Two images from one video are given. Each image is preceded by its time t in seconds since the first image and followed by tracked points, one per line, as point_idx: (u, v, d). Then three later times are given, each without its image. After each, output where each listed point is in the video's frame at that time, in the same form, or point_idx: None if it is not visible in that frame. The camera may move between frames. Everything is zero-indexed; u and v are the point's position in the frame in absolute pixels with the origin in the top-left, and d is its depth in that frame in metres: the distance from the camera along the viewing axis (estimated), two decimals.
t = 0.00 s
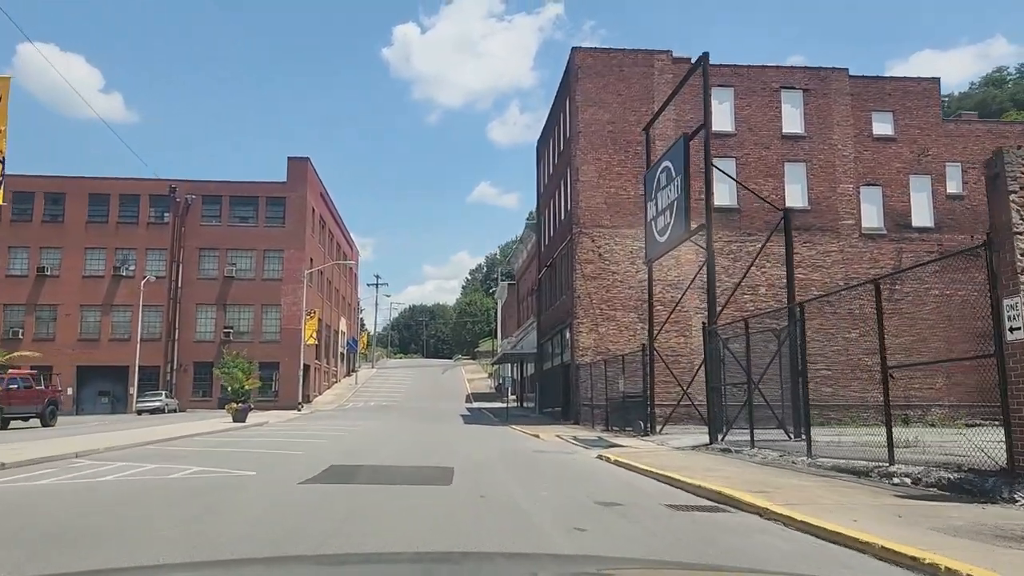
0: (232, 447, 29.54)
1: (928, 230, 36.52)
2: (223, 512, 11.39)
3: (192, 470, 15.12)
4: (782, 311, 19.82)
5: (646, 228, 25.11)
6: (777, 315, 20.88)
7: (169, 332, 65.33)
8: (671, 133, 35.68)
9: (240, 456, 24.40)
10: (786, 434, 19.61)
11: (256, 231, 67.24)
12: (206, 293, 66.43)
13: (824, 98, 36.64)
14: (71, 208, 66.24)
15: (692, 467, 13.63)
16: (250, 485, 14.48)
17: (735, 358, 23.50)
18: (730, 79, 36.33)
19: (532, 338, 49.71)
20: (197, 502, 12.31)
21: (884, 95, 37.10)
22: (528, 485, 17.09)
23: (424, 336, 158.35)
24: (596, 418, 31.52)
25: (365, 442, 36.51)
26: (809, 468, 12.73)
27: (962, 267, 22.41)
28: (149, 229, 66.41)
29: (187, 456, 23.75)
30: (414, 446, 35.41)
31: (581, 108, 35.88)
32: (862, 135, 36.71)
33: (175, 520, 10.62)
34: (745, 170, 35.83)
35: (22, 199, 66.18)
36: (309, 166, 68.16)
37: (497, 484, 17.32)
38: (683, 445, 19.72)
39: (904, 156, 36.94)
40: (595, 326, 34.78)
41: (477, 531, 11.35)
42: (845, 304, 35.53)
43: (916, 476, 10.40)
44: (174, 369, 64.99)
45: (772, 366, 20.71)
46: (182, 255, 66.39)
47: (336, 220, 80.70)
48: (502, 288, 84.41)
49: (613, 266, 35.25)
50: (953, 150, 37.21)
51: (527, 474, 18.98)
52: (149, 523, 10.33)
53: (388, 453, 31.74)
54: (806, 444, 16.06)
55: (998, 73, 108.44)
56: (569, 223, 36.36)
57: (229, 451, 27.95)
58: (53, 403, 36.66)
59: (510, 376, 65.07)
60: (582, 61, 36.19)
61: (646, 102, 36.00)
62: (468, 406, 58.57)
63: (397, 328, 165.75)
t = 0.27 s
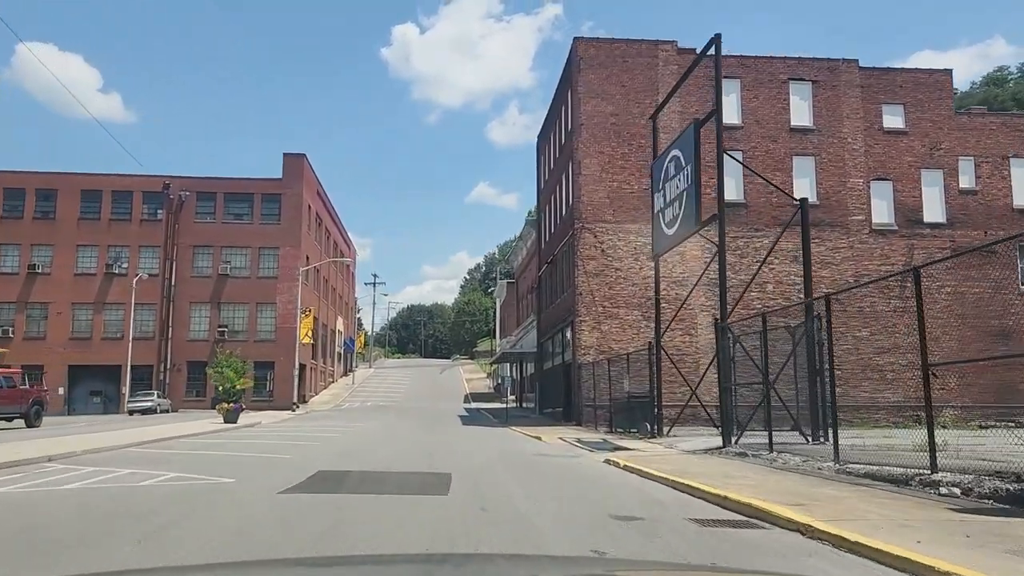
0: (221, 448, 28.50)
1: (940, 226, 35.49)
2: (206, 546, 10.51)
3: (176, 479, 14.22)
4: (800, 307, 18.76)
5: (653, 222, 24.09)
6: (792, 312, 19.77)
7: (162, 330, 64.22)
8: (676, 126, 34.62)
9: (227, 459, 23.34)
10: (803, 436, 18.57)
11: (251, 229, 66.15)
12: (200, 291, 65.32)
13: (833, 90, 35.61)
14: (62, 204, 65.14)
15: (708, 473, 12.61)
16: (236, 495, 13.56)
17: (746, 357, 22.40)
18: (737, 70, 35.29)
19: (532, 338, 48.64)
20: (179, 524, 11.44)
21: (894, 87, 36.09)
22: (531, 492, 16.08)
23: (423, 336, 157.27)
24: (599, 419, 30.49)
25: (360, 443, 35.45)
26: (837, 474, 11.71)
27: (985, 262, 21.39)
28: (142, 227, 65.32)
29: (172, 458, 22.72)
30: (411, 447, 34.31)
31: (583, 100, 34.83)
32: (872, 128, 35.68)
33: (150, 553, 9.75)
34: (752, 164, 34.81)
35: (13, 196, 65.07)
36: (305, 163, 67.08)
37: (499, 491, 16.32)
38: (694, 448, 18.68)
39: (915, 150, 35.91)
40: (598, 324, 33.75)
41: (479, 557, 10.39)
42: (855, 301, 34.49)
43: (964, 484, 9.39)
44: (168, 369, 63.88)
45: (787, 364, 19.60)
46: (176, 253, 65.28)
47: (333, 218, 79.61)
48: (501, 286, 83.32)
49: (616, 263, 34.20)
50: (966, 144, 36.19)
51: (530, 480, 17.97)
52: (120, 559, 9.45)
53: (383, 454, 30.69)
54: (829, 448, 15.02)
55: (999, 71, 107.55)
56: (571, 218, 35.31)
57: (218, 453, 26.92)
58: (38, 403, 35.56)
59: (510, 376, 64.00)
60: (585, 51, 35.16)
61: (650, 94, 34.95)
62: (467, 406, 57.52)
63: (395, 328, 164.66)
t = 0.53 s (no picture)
0: (211, 449, 27.48)
1: (953, 222, 34.48)
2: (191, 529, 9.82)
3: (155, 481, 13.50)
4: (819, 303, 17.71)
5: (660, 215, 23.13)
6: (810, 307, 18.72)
7: (156, 329, 63.16)
8: (682, 118, 33.61)
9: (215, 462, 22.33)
10: (822, 439, 17.53)
11: (247, 226, 65.09)
12: (194, 289, 64.26)
13: (843, 81, 34.60)
14: (55, 200, 64.08)
15: (729, 478, 11.60)
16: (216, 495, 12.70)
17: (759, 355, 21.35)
18: (744, 60, 34.27)
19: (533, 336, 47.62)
20: (161, 514, 10.67)
21: (906, 79, 35.09)
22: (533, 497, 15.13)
23: (422, 335, 156.21)
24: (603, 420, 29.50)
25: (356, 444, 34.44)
26: (873, 482, 10.73)
27: (1009, 255, 20.40)
28: (136, 223, 64.27)
29: (157, 461, 21.71)
30: (408, 448, 33.27)
31: (586, 91, 33.84)
32: (884, 121, 34.66)
33: (137, 537, 9.05)
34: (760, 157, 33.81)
35: (4, 192, 63.99)
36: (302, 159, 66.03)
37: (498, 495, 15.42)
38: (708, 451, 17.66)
39: (927, 143, 34.90)
40: (601, 320, 32.75)
41: (476, 551, 9.50)
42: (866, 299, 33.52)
43: None
44: (162, 368, 62.82)
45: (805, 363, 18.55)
46: (170, 251, 64.22)
47: (331, 215, 78.55)
48: (500, 285, 81.99)
49: (620, 258, 33.19)
50: (979, 137, 35.18)
51: (530, 484, 17.00)
52: (103, 543, 8.74)
53: (379, 455, 29.68)
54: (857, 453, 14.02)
55: (1001, 70, 106.62)
56: (573, 212, 34.29)
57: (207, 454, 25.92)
58: (24, 402, 34.50)
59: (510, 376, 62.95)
60: (587, 41, 34.16)
61: (655, 85, 33.94)
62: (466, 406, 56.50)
63: (393, 327, 163.60)
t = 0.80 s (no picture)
0: (200, 451, 26.47)
1: (968, 217, 33.43)
2: (164, 534, 8.95)
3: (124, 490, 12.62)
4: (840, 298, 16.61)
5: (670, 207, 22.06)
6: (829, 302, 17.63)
7: (150, 327, 62.08)
8: (688, 109, 32.56)
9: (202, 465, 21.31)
10: (844, 442, 16.44)
11: (242, 223, 64.01)
12: (189, 287, 63.20)
13: (854, 72, 33.54)
14: (47, 196, 62.99)
15: (753, 488, 10.60)
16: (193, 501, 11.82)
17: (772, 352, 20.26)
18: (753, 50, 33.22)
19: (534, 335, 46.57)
20: (138, 519, 9.88)
21: (919, 70, 34.04)
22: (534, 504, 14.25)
23: (421, 335, 155.18)
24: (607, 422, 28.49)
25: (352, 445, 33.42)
26: (914, 492, 9.71)
27: None
28: (130, 220, 63.20)
29: (140, 464, 20.68)
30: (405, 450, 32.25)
31: (589, 81, 32.80)
32: (896, 113, 33.61)
33: (118, 542, 8.23)
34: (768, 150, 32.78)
35: None
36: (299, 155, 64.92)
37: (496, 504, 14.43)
38: (722, 455, 16.62)
39: (941, 136, 33.85)
40: (605, 319, 31.71)
41: (475, 563, 8.53)
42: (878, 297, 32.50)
43: None
44: (156, 367, 61.75)
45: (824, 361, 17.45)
46: (164, 248, 63.15)
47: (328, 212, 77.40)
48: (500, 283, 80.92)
49: (624, 254, 32.14)
50: (994, 130, 34.12)
51: (532, 490, 15.99)
52: (81, 549, 7.87)
53: (375, 456, 28.66)
54: (888, 460, 12.98)
55: (1005, 70, 105.68)
56: (576, 206, 33.22)
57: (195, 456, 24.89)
58: (9, 401, 33.44)
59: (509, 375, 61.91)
60: (591, 30, 33.12)
61: (661, 75, 32.89)
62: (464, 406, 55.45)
63: (392, 327, 162.58)
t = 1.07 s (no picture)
0: (189, 452, 25.47)
1: (983, 211, 32.40)
2: (147, 564, 8.13)
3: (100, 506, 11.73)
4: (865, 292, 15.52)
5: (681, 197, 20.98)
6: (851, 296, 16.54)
7: (144, 325, 61.04)
8: (696, 99, 31.53)
9: (188, 470, 20.31)
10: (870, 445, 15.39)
11: (238, 219, 62.95)
12: (184, 284, 62.13)
13: (867, 61, 32.49)
14: (39, 192, 61.97)
15: (783, 499, 9.61)
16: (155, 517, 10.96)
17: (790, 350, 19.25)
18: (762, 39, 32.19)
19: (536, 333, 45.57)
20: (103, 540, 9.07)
21: (933, 60, 32.99)
22: (537, 514, 13.36)
23: (420, 334, 154.31)
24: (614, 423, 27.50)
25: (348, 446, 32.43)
26: (972, 506, 8.65)
27: None
28: (124, 216, 62.16)
29: (123, 468, 19.68)
30: (403, 450, 31.28)
31: (592, 71, 31.75)
32: (910, 104, 32.56)
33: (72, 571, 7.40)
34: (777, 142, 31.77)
35: None
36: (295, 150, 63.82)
37: (500, 515, 13.49)
38: (739, 458, 15.64)
39: (956, 128, 32.79)
40: (609, 316, 30.70)
41: None
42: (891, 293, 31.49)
43: None
44: (150, 366, 60.70)
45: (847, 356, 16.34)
46: (159, 245, 62.09)
47: (325, 209, 76.26)
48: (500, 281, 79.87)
49: (629, 249, 31.12)
50: (1011, 122, 33.06)
51: (537, 496, 15.02)
52: None
53: (372, 458, 27.66)
54: (925, 466, 12.00)
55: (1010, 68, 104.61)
56: (580, 200, 32.14)
57: (183, 458, 23.90)
58: None
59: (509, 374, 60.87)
60: (594, 18, 32.08)
61: (667, 64, 31.86)
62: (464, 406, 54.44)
63: (392, 326, 161.63)
